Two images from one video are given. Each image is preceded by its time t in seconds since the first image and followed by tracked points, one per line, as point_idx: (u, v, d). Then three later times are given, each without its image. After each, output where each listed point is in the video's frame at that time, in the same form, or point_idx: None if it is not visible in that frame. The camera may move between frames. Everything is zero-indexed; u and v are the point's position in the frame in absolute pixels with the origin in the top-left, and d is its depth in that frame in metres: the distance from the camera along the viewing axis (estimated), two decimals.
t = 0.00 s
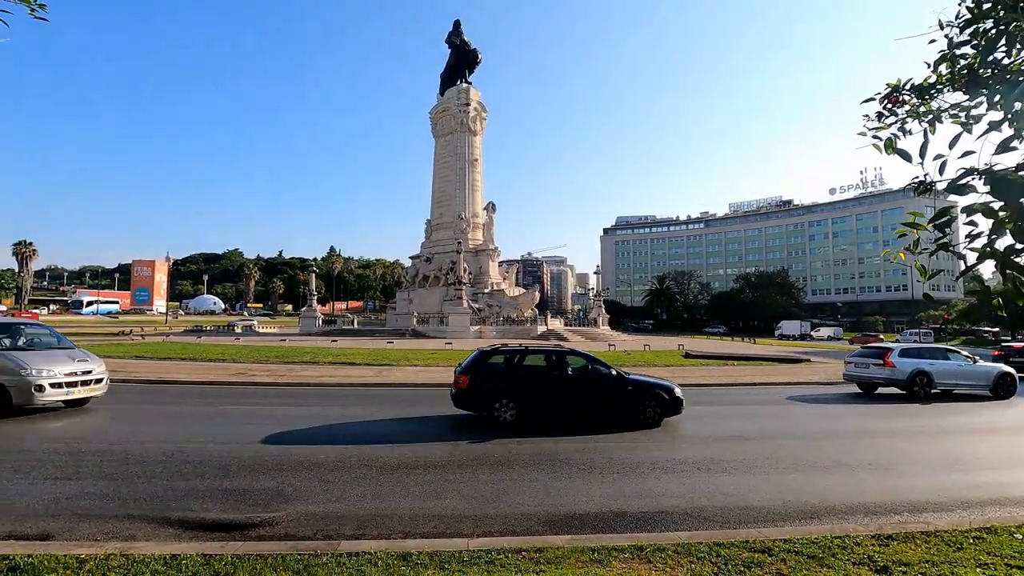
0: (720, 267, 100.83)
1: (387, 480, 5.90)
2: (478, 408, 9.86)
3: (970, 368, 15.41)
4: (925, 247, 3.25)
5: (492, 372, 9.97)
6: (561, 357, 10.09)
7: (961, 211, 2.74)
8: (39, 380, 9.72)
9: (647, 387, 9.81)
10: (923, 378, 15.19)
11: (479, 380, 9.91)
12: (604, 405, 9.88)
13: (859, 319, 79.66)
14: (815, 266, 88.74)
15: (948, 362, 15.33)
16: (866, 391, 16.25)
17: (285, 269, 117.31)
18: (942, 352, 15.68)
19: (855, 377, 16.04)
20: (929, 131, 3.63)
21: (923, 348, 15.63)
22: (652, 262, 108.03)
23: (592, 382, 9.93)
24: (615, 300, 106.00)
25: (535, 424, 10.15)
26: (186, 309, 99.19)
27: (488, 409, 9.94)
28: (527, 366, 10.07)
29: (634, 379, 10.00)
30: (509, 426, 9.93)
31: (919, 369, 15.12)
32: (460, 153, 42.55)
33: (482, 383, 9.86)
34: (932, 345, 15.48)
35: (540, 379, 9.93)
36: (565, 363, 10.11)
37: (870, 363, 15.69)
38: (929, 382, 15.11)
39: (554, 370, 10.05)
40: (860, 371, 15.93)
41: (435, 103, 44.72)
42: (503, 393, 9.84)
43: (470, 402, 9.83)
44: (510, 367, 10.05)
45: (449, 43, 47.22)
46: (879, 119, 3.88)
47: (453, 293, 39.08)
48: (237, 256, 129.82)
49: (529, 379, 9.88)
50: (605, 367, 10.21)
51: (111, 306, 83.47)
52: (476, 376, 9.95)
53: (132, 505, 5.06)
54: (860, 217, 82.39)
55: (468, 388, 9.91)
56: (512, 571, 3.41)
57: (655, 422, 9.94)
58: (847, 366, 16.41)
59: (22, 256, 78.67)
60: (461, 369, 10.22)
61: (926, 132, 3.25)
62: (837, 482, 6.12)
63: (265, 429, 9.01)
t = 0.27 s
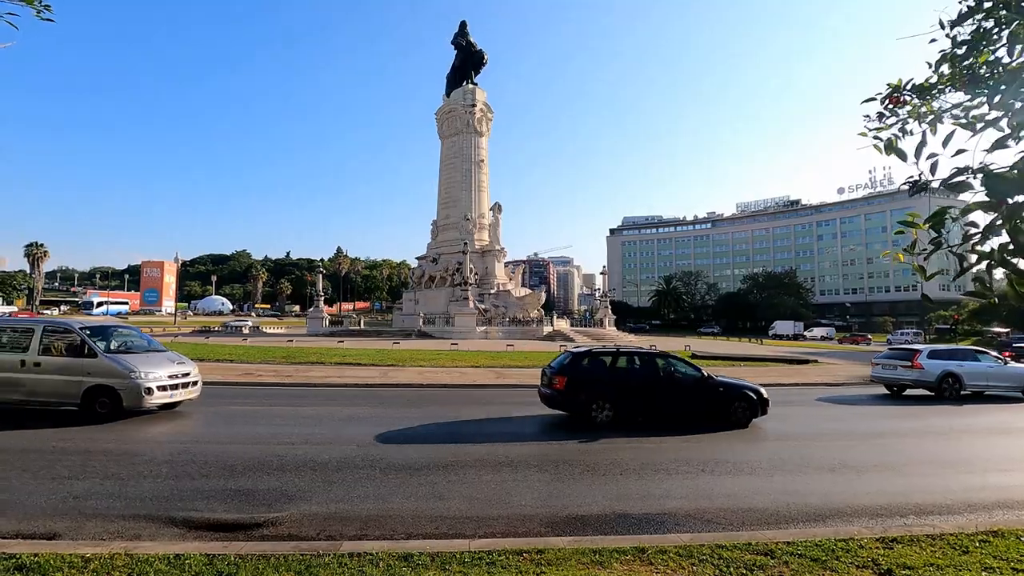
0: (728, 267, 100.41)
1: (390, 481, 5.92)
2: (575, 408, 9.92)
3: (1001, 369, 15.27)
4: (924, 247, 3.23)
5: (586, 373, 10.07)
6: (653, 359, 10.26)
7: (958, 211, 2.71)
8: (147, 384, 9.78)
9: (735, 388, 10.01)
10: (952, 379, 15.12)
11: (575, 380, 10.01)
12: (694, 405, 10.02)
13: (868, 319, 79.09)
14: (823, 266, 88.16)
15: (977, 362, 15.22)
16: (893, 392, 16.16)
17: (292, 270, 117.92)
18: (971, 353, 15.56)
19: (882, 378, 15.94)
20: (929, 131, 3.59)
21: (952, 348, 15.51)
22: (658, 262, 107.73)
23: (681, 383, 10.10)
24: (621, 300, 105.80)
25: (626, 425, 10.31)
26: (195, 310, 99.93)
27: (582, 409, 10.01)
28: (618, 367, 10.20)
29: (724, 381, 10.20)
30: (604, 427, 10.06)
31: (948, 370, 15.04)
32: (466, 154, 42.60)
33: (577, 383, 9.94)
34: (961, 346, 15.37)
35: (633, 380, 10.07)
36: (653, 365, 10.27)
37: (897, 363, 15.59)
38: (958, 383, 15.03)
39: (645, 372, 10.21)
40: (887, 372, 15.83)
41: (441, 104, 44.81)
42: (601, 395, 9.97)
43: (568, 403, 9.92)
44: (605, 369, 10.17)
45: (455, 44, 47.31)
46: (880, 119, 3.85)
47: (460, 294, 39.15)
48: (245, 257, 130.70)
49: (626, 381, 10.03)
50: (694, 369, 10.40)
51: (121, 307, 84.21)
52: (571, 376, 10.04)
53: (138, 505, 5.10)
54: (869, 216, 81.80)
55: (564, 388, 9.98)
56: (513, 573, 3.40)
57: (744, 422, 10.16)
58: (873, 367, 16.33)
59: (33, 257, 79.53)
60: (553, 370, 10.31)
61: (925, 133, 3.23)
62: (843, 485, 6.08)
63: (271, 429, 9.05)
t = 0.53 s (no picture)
0: (735, 270, 99.93)
1: (393, 484, 5.92)
2: (660, 411, 10.00)
3: None
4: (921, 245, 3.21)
5: (669, 377, 10.14)
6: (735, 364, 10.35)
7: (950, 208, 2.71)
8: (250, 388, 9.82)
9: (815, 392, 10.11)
10: (986, 383, 15.02)
11: (660, 384, 10.06)
12: (775, 409, 10.12)
13: (878, 322, 78.41)
14: (832, 268, 87.55)
15: (1012, 366, 15.11)
16: (924, 395, 16.03)
17: (300, 274, 118.52)
18: (1005, 357, 15.44)
19: (914, 382, 15.81)
20: (928, 133, 3.58)
21: (985, 352, 15.38)
22: (666, 265, 107.38)
23: (763, 387, 10.19)
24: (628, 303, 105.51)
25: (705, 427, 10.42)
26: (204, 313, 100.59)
27: (667, 413, 10.08)
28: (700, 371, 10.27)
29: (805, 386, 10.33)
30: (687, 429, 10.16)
31: (983, 375, 14.93)
32: (472, 157, 42.68)
33: (663, 387, 9.99)
34: (995, 350, 15.24)
35: (716, 383, 10.14)
36: (733, 369, 10.35)
37: (930, 367, 15.48)
38: (992, 387, 14.94)
39: (727, 375, 10.29)
40: (919, 376, 15.71)
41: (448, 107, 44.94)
42: (686, 398, 10.05)
43: (654, 406, 9.99)
44: (690, 372, 10.24)
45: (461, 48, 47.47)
46: (878, 120, 3.84)
47: (466, 297, 39.20)
48: (253, 260, 131.53)
49: (711, 385, 10.10)
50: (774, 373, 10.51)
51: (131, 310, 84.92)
52: (656, 380, 10.10)
53: (142, 507, 5.13)
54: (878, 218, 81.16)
55: (650, 392, 10.03)
56: None
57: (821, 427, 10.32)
58: (904, 370, 16.19)
59: (45, 262, 80.42)
60: (634, 373, 10.36)
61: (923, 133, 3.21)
62: (849, 490, 6.02)
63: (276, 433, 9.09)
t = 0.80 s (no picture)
0: (740, 271, 99.65)
1: (395, 484, 5.95)
2: (732, 411, 10.30)
3: None
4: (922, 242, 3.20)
5: (742, 379, 10.43)
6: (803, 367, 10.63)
7: (945, 210, 2.70)
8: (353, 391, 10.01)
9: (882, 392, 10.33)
10: (1016, 385, 15.02)
11: (734, 386, 10.36)
12: (844, 409, 10.32)
13: (884, 323, 78.02)
14: (838, 269, 87.18)
15: None
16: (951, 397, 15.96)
17: (305, 275, 118.93)
18: None
19: (942, 383, 15.72)
20: (928, 133, 3.57)
21: (1015, 354, 15.35)
22: (670, 266, 107.19)
23: (830, 389, 10.41)
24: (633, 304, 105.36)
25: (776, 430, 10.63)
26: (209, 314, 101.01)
27: (741, 413, 10.34)
28: (771, 373, 10.55)
29: (872, 388, 10.51)
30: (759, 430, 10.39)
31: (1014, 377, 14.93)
32: (477, 158, 42.73)
33: (738, 389, 10.28)
34: None
35: (788, 385, 10.41)
36: (802, 370, 10.61)
37: (960, 369, 15.43)
38: None
39: (797, 377, 10.55)
40: (948, 377, 15.64)
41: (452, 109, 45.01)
42: (757, 399, 10.31)
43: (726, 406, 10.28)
44: (760, 375, 10.53)
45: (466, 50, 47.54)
46: (878, 120, 3.82)
47: (470, 298, 39.25)
48: (259, 262, 132.05)
49: (782, 387, 10.36)
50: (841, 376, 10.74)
51: (138, 311, 85.34)
52: (729, 382, 10.40)
53: (147, 507, 5.17)
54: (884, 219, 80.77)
55: (723, 393, 10.33)
56: None
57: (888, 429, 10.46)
58: (932, 372, 16.10)
59: (53, 263, 80.98)
60: (707, 376, 10.68)
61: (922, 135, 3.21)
62: (853, 491, 6.01)
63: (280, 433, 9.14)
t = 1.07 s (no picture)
0: (743, 271, 99.54)
1: (397, 484, 5.97)
2: (797, 413, 10.42)
3: None
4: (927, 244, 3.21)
5: (806, 380, 10.53)
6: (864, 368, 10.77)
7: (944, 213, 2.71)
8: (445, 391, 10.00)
9: (940, 392, 10.53)
10: None
11: (798, 387, 10.49)
12: (902, 409, 10.52)
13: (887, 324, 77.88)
14: (841, 270, 87.03)
15: None
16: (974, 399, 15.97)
17: (307, 275, 119.19)
18: None
19: (968, 385, 15.73)
20: (930, 136, 3.57)
21: None
22: (672, 266, 107.10)
23: (891, 391, 10.56)
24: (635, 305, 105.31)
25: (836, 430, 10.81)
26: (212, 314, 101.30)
27: (805, 415, 10.46)
28: (832, 375, 10.68)
29: (929, 389, 10.69)
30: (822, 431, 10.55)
31: None
32: (479, 159, 42.76)
33: (802, 390, 10.39)
34: None
35: (849, 385, 10.55)
36: (860, 371, 10.76)
37: (987, 371, 15.45)
38: None
39: (857, 379, 10.69)
40: (975, 379, 15.66)
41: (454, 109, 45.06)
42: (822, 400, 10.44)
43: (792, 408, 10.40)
44: (823, 376, 10.64)
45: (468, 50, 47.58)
46: (879, 123, 3.82)
47: (472, 298, 39.32)
48: (261, 261, 132.28)
49: (846, 389, 10.49)
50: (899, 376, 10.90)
51: (141, 311, 85.62)
52: (794, 384, 10.49)
53: (151, 506, 5.20)
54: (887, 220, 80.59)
55: (788, 395, 10.44)
56: None
57: (944, 428, 10.68)
58: (957, 373, 16.09)
59: (57, 263, 81.30)
60: (768, 377, 10.80)
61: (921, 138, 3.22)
62: (854, 492, 6.01)
63: (283, 433, 9.17)
